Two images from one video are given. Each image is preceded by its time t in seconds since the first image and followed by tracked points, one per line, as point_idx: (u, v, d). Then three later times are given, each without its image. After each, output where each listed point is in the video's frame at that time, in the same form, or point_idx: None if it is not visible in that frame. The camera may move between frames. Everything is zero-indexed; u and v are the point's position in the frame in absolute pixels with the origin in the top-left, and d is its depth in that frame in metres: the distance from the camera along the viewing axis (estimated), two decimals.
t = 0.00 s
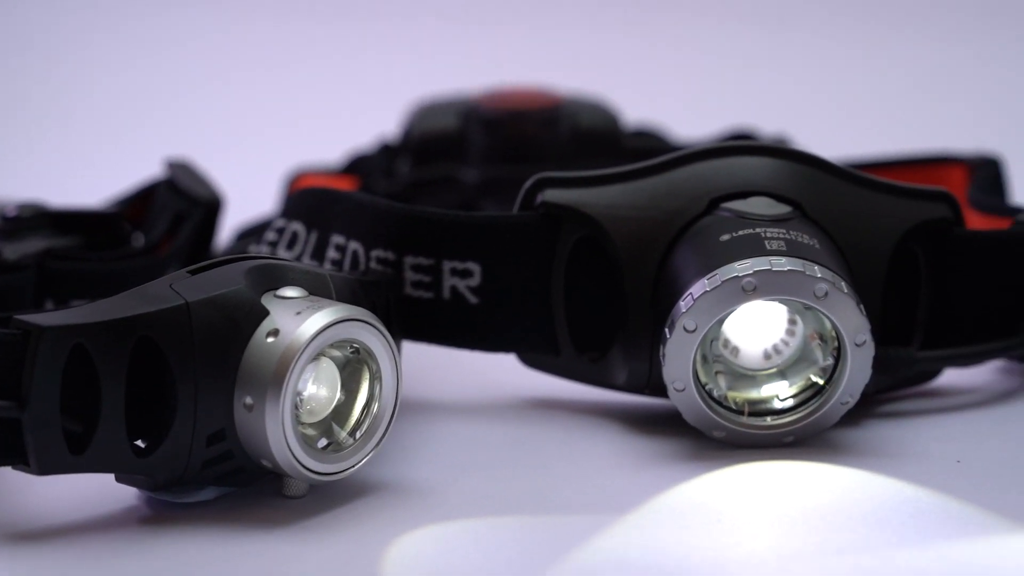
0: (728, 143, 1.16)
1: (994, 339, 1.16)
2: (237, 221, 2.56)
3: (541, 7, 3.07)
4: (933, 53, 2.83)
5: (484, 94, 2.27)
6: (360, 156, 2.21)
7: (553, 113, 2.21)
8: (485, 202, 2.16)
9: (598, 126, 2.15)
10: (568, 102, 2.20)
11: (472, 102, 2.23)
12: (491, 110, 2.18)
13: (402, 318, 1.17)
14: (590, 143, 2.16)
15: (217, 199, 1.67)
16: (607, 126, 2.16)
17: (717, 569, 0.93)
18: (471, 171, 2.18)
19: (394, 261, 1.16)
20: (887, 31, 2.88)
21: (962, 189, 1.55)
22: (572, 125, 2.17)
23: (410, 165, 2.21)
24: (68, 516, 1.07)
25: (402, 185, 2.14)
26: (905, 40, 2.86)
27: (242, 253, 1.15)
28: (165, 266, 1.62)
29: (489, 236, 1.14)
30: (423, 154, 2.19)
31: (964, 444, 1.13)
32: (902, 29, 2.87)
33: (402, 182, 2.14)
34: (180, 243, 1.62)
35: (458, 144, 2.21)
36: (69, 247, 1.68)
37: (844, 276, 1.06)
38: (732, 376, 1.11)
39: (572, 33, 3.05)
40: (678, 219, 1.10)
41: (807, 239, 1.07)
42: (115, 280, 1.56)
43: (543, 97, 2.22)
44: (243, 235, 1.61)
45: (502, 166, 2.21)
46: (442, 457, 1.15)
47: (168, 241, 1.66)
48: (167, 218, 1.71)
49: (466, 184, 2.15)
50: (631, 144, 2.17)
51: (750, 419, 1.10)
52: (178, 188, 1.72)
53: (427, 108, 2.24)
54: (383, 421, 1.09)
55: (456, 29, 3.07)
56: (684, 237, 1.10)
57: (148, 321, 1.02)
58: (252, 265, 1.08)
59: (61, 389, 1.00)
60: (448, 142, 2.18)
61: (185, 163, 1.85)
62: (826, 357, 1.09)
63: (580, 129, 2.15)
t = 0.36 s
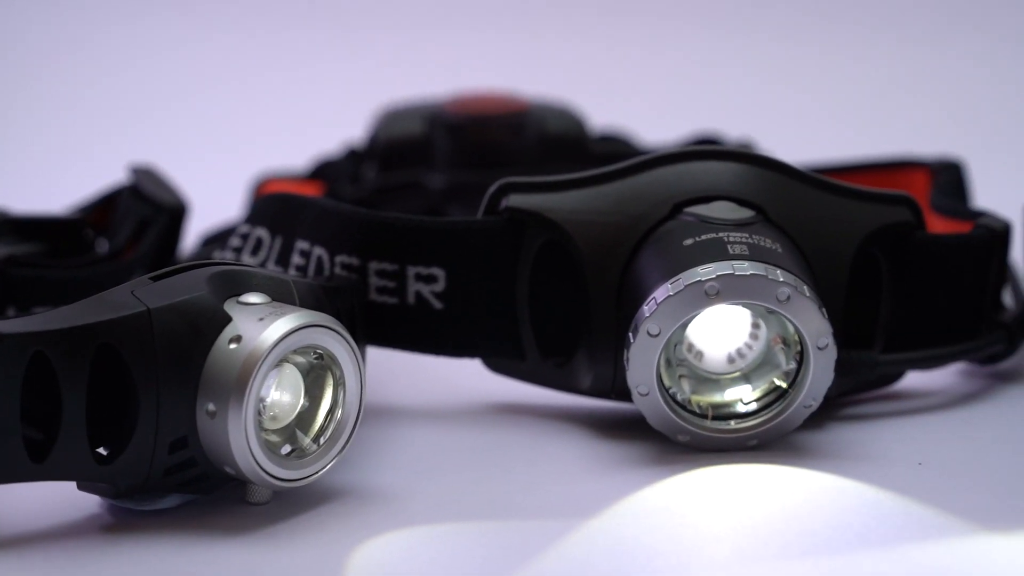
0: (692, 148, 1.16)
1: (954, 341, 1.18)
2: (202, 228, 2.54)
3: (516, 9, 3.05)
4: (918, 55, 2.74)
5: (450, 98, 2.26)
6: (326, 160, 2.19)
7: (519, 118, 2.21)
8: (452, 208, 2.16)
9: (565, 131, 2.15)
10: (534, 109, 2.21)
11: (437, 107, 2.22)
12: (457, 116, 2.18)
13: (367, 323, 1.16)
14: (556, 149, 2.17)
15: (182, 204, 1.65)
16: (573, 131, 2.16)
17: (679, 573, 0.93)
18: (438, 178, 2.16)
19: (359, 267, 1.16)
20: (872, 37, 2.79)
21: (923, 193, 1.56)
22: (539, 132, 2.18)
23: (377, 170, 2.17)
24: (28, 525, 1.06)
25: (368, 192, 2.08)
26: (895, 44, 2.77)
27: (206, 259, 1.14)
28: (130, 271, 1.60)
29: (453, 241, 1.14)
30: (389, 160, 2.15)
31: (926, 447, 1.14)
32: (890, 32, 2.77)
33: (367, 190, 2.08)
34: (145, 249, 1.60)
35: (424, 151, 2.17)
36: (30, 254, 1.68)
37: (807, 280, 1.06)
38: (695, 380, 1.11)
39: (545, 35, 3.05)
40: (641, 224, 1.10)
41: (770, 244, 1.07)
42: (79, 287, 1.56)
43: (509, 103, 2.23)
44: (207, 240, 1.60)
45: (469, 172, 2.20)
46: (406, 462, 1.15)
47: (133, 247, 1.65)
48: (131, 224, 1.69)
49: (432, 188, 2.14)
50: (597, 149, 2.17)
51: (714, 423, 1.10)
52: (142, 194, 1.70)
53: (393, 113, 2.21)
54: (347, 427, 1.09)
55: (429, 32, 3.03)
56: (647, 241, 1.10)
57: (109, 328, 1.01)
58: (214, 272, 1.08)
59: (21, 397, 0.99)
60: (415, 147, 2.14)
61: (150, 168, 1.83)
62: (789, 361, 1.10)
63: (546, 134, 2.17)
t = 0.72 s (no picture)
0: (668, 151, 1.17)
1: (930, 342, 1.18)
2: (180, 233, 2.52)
3: (500, 12, 3.05)
4: (911, 55, 2.72)
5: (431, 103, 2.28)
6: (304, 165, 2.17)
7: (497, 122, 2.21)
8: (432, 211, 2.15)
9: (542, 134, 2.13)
10: (512, 111, 2.20)
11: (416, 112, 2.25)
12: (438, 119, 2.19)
13: (343, 327, 1.16)
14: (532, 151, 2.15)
15: (158, 209, 1.66)
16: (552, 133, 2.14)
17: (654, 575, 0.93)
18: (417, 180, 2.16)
19: (335, 271, 1.16)
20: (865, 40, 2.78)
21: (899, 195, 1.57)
22: (517, 133, 2.16)
23: (355, 173, 2.16)
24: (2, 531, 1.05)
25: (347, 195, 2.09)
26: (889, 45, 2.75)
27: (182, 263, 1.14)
28: (107, 275, 1.61)
29: (430, 245, 1.14)
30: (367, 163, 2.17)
31: (901, 448, 1.14)
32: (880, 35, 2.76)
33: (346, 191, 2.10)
34: (122, 253, 1.61)
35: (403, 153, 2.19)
36: (6, 261, 1.69)
37: (782, 282, 1.07)
38: (671, 382, 1.11)
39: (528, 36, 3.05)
40: (618, 227, 1.11)
41: (745, 246, 1.08)
42: (54, 291, 1.55)
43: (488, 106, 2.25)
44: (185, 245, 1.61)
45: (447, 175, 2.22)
46: (383, 466, 1.15)
47: (110, 252, 1.65)
48: (107, 228, 1.69)
49: (410, 192, 2.09)
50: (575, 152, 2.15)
51: (690, 425, 1.10)
52: (119, 199, 1.71)
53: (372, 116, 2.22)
54: (323, 431, 1.09)
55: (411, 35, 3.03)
56: (624, 244, 1.10)
57: (83, 333, 1.01)
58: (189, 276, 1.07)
59: None
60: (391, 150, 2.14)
61: (127, 173, 1.84)
62: (764, 363, 1.10)
63: (524, 137, 2.14)
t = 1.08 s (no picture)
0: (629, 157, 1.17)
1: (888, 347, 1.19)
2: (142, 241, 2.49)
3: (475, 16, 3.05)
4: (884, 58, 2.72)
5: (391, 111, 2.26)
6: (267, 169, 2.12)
7: (462, 129, 2.22)
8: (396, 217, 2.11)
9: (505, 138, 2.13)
10: (476, 119, 2.20)
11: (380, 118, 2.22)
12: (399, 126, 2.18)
13: (304, 334, 1.16)
14: (496, 155, 2.14)
15: (119, 217, 1.66)
16: (515, 140, 2.14)
17: None
18: (380, 189, 2.14)
19: (297, 278, 1.16)
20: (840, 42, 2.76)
21: (858, 202, 1.56)
22: (480, 139, 2.16)
23: (319, 181, 2.14)
24: None
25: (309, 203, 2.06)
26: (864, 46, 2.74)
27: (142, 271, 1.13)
28: (67, 283, 1.60)
29: (391, 252, 1.14)
30: (331, 171, 2.14)
31: (861, 452, 1.15)
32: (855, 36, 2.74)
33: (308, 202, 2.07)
34: (82, 260, 1.61)
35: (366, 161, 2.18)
36: None
37: (741, 288, 1.07)
38: (632, 388, 1.11)
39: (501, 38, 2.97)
40: (578, 234, 1.11)
41: (705, 252, 1.08)
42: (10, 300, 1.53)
43: (452, 113, 2.25)
44: (145, 251, 1.60)
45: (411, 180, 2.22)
46: (346, 473, 1.14)
47: (69, 260, 1.65)
48: (66, 236, 1.69)
49: (374, 199, 2.12)
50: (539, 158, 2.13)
51: (651, 431, 1.11)
52: (78, 207, 1.71)
53: (339, 122, 2.20)
54: (284, 439, 1.09)
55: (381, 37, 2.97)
56: (584, 251, 1.11)
57: (41, 342, 1.00)
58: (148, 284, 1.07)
59: None
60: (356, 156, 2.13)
61: (87, 181, 1.83)
62: (724, 369, 1.11)
63: (488, 143, 2.14)
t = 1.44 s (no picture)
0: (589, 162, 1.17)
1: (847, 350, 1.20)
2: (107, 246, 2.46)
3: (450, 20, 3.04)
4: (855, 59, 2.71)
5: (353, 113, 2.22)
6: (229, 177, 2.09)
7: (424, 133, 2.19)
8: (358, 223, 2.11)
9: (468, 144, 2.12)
10: (437, 123, 2.18)
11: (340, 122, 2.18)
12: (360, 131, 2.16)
13: (264, 341, 1.16)
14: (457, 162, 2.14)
15: (79, 224, 1.67)
16: (477, 145, 2.14)
17: None
18: (342, 194, 2.13)
19: (256, 284, 1.16)
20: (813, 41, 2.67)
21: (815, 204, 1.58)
22: (443, 143, 2.15)
23: (280, 187, 2.11)
24: None
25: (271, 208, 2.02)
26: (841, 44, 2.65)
27: (100, 278, 1.12)
28: (26, 289, 1.61)
29: (351, 258, 1.14)
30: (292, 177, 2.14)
31: (820, 455, 1.16)
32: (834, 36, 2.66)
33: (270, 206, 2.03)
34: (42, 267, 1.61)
35: (329, 166, 2.14)
36: None
37: (700, 291, 1.07)
38: (592, 392, 1.12)
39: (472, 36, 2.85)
40: (538, 239, 1.11)
41: (664, 257, 1.09)
42: None
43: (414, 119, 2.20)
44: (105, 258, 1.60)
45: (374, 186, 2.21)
46: (308, 478, 1.14)
47: (27, 267, 1.65)
48: (23, 244, 1.68)
49: (335, 205, 2.12)
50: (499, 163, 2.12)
51: (611, 435, 1.11)
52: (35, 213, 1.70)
53: (300, 126, 2.16)
54: (242, 446, 1.08)
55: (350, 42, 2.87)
56: (544, 256, 1.11)
57: None
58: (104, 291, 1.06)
59: None
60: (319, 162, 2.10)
61: (45, 188, 1.82)
62: (684, 374, 1.11)
63: (450, 148, 2.13)
